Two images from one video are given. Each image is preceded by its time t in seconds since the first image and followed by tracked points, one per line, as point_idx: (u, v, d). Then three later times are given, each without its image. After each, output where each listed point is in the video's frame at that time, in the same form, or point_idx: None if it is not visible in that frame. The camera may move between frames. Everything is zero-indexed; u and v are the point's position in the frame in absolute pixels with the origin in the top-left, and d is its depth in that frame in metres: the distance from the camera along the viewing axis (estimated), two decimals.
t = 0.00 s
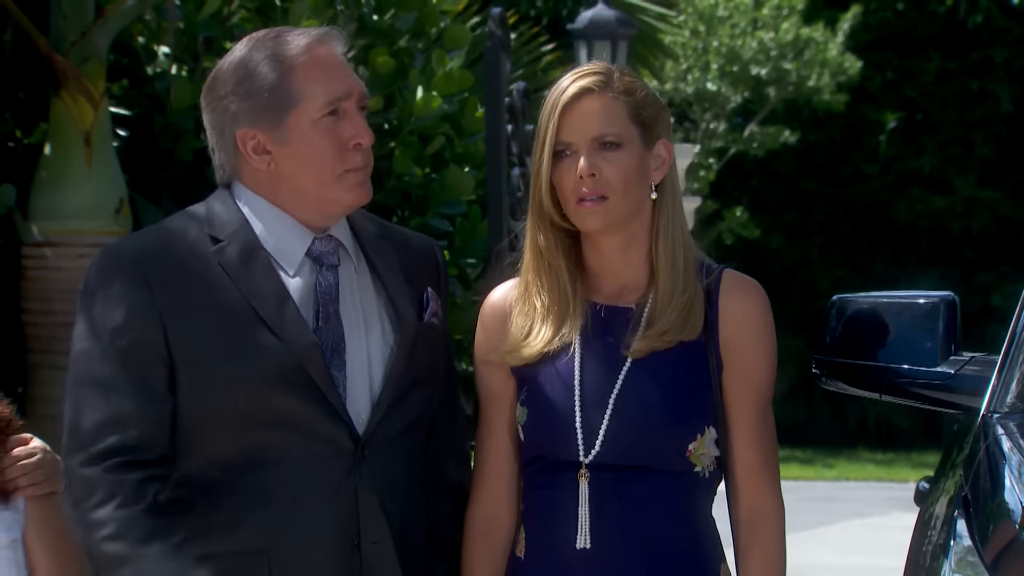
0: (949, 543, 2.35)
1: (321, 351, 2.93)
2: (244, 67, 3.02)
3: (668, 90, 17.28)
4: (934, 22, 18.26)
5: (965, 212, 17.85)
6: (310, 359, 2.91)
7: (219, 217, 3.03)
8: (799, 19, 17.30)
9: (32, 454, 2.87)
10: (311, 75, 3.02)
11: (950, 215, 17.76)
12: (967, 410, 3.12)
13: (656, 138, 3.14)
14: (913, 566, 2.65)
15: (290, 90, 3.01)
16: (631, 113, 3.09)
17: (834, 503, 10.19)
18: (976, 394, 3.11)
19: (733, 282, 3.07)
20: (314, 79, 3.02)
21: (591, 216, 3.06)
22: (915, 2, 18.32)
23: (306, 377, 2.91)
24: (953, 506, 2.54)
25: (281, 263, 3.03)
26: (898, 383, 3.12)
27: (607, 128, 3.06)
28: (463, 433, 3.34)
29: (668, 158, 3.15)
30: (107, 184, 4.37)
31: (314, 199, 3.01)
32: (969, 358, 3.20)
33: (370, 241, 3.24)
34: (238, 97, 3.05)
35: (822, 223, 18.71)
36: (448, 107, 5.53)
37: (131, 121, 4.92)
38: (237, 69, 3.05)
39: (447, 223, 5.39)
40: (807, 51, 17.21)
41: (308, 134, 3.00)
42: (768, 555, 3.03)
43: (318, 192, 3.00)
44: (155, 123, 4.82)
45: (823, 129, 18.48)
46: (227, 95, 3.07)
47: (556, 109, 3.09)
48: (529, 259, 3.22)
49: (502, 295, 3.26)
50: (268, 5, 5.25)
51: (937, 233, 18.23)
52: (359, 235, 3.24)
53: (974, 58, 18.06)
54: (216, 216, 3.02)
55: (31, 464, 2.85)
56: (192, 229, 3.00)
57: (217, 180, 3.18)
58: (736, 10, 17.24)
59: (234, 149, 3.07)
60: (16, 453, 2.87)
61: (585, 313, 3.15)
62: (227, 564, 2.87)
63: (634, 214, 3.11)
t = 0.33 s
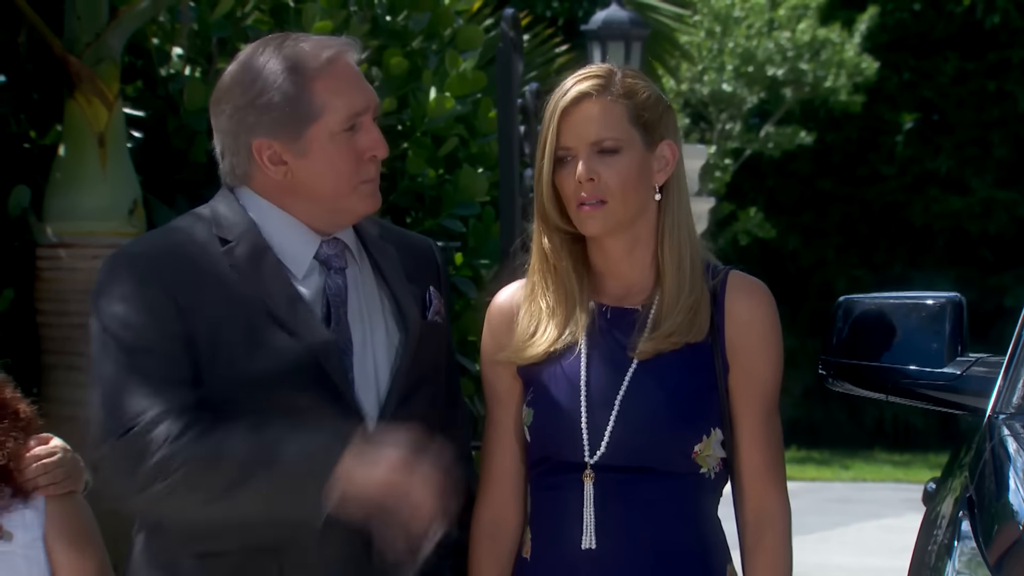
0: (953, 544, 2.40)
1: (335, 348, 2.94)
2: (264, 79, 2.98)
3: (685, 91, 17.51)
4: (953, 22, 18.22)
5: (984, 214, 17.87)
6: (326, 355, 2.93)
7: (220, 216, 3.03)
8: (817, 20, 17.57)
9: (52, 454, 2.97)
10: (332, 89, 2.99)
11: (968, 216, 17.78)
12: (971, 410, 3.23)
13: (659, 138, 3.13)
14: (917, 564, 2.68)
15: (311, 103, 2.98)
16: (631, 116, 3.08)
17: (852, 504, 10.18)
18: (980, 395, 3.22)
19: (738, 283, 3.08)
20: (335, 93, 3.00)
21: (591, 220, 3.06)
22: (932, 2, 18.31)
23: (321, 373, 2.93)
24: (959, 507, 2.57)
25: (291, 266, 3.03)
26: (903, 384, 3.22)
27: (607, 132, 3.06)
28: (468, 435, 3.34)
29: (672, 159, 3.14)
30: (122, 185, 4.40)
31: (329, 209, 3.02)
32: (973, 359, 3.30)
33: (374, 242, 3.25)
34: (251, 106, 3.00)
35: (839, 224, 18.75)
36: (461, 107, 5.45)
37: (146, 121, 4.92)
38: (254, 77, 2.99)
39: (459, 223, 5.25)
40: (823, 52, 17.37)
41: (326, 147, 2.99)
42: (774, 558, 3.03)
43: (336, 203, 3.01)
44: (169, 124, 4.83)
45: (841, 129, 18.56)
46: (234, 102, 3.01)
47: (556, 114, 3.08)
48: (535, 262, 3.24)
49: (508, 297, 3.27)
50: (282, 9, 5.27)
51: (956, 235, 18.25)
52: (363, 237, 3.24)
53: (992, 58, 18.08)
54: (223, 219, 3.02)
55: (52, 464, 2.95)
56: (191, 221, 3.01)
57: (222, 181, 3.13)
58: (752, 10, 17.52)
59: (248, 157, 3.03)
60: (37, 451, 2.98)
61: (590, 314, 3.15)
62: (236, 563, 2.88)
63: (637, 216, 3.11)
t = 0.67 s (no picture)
0: (953, 545, 2.40)
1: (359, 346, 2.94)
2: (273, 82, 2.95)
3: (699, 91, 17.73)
4: (966, 22, 18.22)
5: (997, 215, 17.83)
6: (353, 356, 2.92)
7: (229, 209, 3.00)
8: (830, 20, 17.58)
9: (64, 458, 3.00)
10: (341, 93, 2.96)
11: (981, 216, 17.76)
12: (974, 410, 3.24)
13: (660, 139, 3.12)
14: (918, 565, 2.67)
15: (318, 108, 2.95)
16: (631, 119, 3.07)
17: (867, 505, 10.17)
18: (983, 395, 3.24)
19: (741, 284, 3.08)
20: (343, 97, 2.96)
21: (591, 224, 3.06)
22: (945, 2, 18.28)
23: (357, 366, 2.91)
24: (961, 507, 2.58)
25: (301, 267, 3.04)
26: (905, 385, 3.23)
27: (606, 137, 3.04)
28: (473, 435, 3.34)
29: (674, 160, 3.13)
30: (132, 185, 4.41)
31: (336, 211, 3.03)
32: (975, 362, 3.32)
33: (380, 241, 3.25)
34: (260, 109, 2.98)
35: (852, 224, 18.73)
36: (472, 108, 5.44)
37: (156, 121, 4.94)
38: (264, 80, 2.97)
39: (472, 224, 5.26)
40: (836, 52, 17.36)
41: (334, 152, 2.97)
42: (776, 559, 3.03)
43: (343, 206, 3.01)
44: (180, 124, 4.84)
45: (853, 129, 18.54)
46: (243, 105, 3.00)
47: (557, 119, 3.08)
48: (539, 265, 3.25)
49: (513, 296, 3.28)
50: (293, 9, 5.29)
51: (968, 235, 18.22)
52: (368, 236, 3.25)
53: (1005, 58, 18.05)
54: (233, 216, 2.97)
55: (63, 468, 2.98)
56: (200, 212, 2.99)
57: (227, 181, 3.12)
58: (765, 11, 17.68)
59: (256, 159, 3.01)
60: (50, 455, 3.02)
61: (593, 313, 3.17)
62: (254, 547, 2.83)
63: (639, 219, 3.11)
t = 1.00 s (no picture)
0: (947, 545, 2.41)
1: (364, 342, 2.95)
2: (279, 85, 2.95)
3: (702, 92, 17.81)
4: (971, 23, 18.16)
5: (1001, 215, 17.83)
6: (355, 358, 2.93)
7: (233, 207, 3.00)
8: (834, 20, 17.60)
9: (62, 463, 2.96)
10: (346, 98, 2.96)
11: (985, 216, 17.77)
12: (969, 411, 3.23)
13: (656, 140, 3.12)
14: (911, 563, 2.67)
15: (323, 112, 2.95)
16: (628, 123, 3.07)
17: (871, 505, 10.16)
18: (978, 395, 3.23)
19: (736, 284, 3.07)
20: (348, 102, 2.96)
21: (591, 229, 3.07)
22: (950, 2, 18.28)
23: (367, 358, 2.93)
24: (954, 507, 2.58)
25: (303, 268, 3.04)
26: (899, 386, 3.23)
27: (605, 143, 3.04)
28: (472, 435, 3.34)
29: (670, 160, 3.13)
30: (133, 185, 4.41)
31: (338, 214, 3.04)
32: (972, 363, 3.32)
33: (385, 243, 3.26)
34: (263, 113, 2.98)
35: (856, 224, 18.75)
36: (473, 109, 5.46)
37: (158, 121, 4.93)
38: (268, 84, 2.97)
39: (474, 224, 5.26)
40: (840, 52, 17.36)
41: (337, 156, 2.97)
42: (771, 559, 3.03)
43: (347, 209, 3.02)
44: (182, 125, 4.85)
45: (858, 129, 18.55)
46: (247, 108, 3.00)
47: (557, 126, 3.06)
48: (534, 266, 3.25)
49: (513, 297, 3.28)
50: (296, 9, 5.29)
51: (972, 236, 18.23)
52: (372, 238, 3.25)
53: (1010, 59, 18.04)
54: (233, 214, 2.97)
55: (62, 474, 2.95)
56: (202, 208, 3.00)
57: (229, 182, 3.12)
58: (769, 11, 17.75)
59: (258, 161, 3.02)
60: (47, 459, 2.97)
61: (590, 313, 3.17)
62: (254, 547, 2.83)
63: (638, 221, 3.12)
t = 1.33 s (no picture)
0: (939, 544, 2.41)
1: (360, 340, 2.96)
2: (274, 86, 2.96)
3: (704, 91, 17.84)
4: (973, 22, 18.24)
5: (1003, 215, 17.84)
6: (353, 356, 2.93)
7: (231, 207, 3.01)
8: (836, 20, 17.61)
9: (61, 463, 2.96)
10: (340, 99, 2.96)
11: (987, 216, 17.78)
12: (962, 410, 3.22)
13: (652, 142, 3.13)
14: (904, 562, 2.68)
15: (317, 114, 2.95)
16: (625, 128, 3.07)
17: (872, 505, 10.16)
18: (971, 394, 3.22)
19: (731, 283, 3.08)
20: (342, 103, 2.96)
21: (591, 237, 3.08)
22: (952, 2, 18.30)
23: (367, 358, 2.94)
24: (947, 507, 2.59)
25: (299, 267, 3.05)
26: (894, 385, 3.25)
27: (602, 152, 3.04)
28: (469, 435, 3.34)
29: (665, 162, 3.15)
30: (133, 184, 4.41)
31: (333, 214, 3.04)
32: (965, 362, 3.33)
33: (383, 243, 3.26)
34: (257, 114, 2.99)
35: (858, 224, 18.76)
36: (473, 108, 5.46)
37: (159, 122, 4.94)
38: (263, 85, 2.98)
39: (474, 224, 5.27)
40: (843, 51, 17.30)
41: (332, 157, 2.98)
42: (767, 558, 3.03)
43: (341, 210, 3.02)
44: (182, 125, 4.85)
45: (860, 129, 18.57)
46: (242, 108, 3.01)
47: (552, 133, 3.06)
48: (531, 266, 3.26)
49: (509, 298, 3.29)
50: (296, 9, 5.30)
51: (974, 236, 18.24)
52: (370, 237, 3.26)
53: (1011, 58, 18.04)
54: (231, 212, 2.98)
55: (61, 474, 2.94)
56: (200, 209, 3.00)
57: (226, 182, 3.14)
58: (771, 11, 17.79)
59: (253, 162, 3.03)
60: (46, 460, 2.97)
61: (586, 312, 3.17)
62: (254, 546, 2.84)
63: (635, 225, 3.13)
